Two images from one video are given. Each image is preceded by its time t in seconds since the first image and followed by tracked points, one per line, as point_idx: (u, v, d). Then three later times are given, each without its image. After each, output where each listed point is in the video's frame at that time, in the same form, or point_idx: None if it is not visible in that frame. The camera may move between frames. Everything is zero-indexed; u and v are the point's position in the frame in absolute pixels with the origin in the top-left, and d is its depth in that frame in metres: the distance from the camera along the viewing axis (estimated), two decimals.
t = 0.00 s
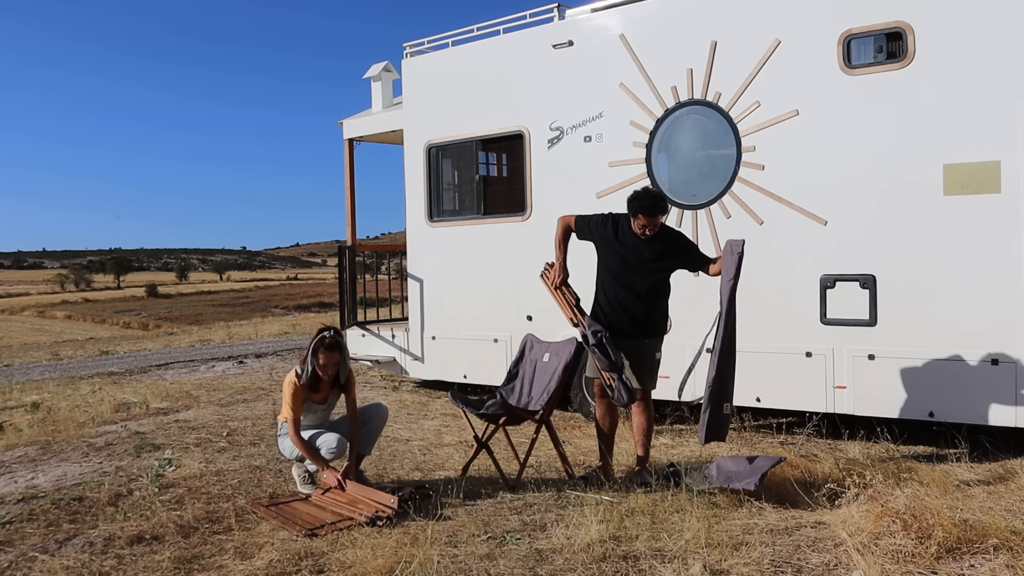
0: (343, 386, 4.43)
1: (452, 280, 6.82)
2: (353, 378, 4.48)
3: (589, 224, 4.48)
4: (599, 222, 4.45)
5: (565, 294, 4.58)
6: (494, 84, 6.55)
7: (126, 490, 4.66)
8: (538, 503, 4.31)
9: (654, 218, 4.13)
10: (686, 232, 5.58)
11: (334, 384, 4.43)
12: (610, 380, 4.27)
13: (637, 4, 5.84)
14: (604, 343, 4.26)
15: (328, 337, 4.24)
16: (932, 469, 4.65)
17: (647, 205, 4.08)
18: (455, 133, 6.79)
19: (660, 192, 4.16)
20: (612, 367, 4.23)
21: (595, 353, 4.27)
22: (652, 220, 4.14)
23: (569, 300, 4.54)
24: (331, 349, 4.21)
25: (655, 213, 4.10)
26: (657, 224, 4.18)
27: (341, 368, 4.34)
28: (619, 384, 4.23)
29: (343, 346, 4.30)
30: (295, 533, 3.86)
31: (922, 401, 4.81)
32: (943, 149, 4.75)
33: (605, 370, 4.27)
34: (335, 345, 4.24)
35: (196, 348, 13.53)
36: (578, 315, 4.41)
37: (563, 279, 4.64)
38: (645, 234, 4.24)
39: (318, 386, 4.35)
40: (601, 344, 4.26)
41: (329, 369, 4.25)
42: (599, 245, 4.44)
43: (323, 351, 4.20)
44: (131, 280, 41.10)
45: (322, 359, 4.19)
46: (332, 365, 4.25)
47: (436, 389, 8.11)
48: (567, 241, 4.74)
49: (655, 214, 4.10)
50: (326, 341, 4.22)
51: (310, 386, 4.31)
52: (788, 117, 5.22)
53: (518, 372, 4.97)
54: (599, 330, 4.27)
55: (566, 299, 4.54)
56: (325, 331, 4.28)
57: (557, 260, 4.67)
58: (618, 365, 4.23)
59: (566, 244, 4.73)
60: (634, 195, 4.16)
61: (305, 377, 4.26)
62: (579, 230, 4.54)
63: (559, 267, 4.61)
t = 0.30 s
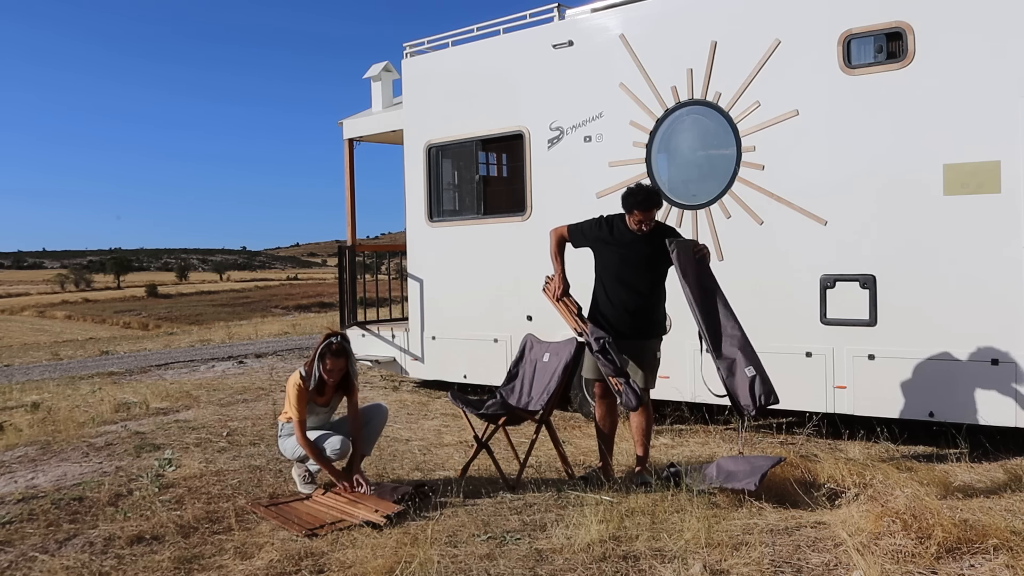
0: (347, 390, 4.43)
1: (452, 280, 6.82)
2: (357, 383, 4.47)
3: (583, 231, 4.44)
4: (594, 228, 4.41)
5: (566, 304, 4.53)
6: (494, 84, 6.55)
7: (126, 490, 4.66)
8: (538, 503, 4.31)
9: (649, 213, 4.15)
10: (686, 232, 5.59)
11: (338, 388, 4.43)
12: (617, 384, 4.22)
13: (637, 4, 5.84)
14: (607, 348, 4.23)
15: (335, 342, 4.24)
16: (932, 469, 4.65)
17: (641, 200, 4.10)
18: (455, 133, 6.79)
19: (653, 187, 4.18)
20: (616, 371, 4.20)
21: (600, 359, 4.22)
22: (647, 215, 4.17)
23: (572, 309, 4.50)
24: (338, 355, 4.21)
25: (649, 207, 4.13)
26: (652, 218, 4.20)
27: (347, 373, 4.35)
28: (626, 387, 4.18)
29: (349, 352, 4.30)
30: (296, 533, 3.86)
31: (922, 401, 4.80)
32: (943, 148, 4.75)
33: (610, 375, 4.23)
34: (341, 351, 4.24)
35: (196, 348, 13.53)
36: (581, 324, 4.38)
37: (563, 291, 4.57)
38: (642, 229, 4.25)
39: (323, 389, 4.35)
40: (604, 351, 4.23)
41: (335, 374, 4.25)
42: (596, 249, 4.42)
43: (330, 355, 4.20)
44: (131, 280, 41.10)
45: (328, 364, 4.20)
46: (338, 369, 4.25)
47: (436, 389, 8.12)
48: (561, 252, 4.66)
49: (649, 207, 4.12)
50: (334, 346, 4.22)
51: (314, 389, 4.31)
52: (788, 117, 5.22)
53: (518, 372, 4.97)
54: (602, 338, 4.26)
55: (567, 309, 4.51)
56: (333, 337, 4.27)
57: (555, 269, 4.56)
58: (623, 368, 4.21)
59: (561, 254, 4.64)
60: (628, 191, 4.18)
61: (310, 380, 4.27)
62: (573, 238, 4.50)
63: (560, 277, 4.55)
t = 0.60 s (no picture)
0: (350, 391, 4.44)
1: (452, 280, 6.82)
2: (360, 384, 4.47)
3: (577, 235, 4.43)
4: (589, 230, 4.40)
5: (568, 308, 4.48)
6: (494, 85, 6.55)
7: (126, 490, 4.66)
8: (538, 503, 4.31)
9: (641, 208, 4.17)
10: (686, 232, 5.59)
11: (341, 389, 4.43)
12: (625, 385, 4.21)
13: (637, 4, 5.84)
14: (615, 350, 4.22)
15: (341, 341, 4.26)
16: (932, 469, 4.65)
17: (633, 195, 4.12)
18: (455, 133, 6.79)
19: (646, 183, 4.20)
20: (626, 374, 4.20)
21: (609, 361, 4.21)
22: (640, 209, 4.18)
23: (574, 314, 4.45)
24: (342, 354, 4.23)
25: (642, 202, 4.15)
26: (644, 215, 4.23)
27: (351, 374, 4.36)
28: (637, 388, 4.20)
29: (354, 352, 4.32)
30: (296, 533, 3.86)
31: (922, 401, 4.80)
32: (943, 148, 4.75)
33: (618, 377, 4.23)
34: (347, 350, 4.26)
35: (196, 348, 13.53)
36: (585, 326, 4.35)
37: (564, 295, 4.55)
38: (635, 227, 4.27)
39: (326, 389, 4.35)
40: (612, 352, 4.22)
41: (339, 373, 4.26)
42: (593, 251, 4.42)
43: (335, 354, 4.22)
44: (131, 280, 41.10)
45: (334, 364, 4.22)
46: (342, 369, 4.27)
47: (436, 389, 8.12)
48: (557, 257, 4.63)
49: (641, 203, 4.15)
50: (339, 345, 4.23)
51: (316, 388, 4.31)
52: (788, 117, 5.22)
53: (518, 372, 4.97)
54: (609, 338, 4.24)
55: (570, 314, 4.45)
56: (339, 335, 4.30)
57: (553, 274, 4.54)
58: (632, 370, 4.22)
59: (557, 259, 4.60)
60: (621, 187, 4.20)
61: (313, 378, 4.28)
62: (568, 243, 4.49)
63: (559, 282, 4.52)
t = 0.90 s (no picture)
0: (351, 390, 4.43)
1: (452, 280, 6.82)
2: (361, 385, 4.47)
3: (584, 233, 4.43)
4: (595, 231, 4.40)
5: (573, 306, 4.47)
6: (495, 84, 6.55)
7: (126, 490, 4.66)
8: (538, 503, 4.31)
9: (646, 211, 4.15)
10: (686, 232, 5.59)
11: (341, 388, 4.43)
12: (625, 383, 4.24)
13: (637, 4, 5.84)
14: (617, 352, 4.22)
15: (343, 339, 4.27)
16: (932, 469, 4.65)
17: (638, 197, 4.09)
18: (454, 133, 6.79)
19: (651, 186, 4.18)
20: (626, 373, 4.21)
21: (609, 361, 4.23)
22: (645, 213, 4.16)
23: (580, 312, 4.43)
24: (343, 351, 4.24)
25: (646, 205, 4.13)
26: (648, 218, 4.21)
27: (352, 373, 4.37)
28: (636, 386, 4.21)
29: (357, 351, 4.33)
30: (295, 534, 3.86)
31: (922, 401, 4.81)
32: (943, 148, 4.75)
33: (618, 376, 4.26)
34: (348, 347, 4.27)
35: (196, 348, 13.53)
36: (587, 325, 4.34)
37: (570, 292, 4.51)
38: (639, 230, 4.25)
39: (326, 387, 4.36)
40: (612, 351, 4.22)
41: (339, 371, 4.27)
42: (598, 251, 4.42)
43: (336, 352, 4.23)
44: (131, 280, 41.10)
45: (336, 361, 4.23)
46: (343, 367, 4.27)
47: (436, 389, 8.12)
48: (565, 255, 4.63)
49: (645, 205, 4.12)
50: (341, 343, 4.25)
51: (315, 386, 4.32)
52: (789, 117, 5.22)
53: (518, 372, 4.97)
54: (609, 336, 4.23)
55: (574, 311, 4.43)
56: (342, 333, 4.31)
57: (560, 272, 4.52)
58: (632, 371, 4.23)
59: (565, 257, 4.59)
60: (626, 188, 4.18)
61: (313, 375, 4.29)
62: (575, 241, 4.49)
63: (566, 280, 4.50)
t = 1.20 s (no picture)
0: (351, 390, 4.43)
1: (452, 280, 6.82)
2: (361, 384, 4.47)
3: (593, 232, 4.45)
4: (603, 233, 4.41)
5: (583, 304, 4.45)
6: (495, 84, 6.55)
7: (126, 490, 4.66)
8: (538, 503, 4.31)
9: (653, 223, 4.12)
10: (686, 232, 5.60)
11: (341, 388, 4.43)
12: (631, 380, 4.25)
13: (637, 4, 5.84)
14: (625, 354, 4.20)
15: (342, 338, 4.27)
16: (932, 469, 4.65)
17: (646, 208, 4.07)
18: (455, 133, 6.79)
19: (659, 197, 4.16)
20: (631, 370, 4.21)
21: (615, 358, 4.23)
22: (651, 225, 4.14)
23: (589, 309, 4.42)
24: (343, 350, 4.25)
25: (654, 216, 4.10)
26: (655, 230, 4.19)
27: (352, 373, 4.36)
28: (641, 382, 4.22)
29: (355, 350, 4.33)
30: (296, 534, 3.86)
31: (921, 401, 4.79)
32: (943, 148, 4.75)
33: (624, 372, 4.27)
34: (347, 346, 4.27)
35: (196, 348, 13.53)
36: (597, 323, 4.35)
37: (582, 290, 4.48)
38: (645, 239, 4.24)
39: (326, 386, 4.35)
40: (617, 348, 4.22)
41: (338, 369, 4.27)
42: (605, 253, 4.44)
43: (335, 351, 4.23)
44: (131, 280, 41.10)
45: (335, 360, 4.23)
46: (343, 366, 4.28)
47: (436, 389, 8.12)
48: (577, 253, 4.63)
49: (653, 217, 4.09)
50: (340, 342, 4.25)
51: (315, 386, 4.31)
52: (788, 117, 5.22)
53: (518, 372, 4.97)
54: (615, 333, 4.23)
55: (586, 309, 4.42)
56: (340, 332, 4.31)
57: (571, 270, 4.51)
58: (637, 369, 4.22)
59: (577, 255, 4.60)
60: (635, 197, 4.16)
61: (314, 374, 4.29)
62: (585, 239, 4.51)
63: (578, 279, 4.48)
